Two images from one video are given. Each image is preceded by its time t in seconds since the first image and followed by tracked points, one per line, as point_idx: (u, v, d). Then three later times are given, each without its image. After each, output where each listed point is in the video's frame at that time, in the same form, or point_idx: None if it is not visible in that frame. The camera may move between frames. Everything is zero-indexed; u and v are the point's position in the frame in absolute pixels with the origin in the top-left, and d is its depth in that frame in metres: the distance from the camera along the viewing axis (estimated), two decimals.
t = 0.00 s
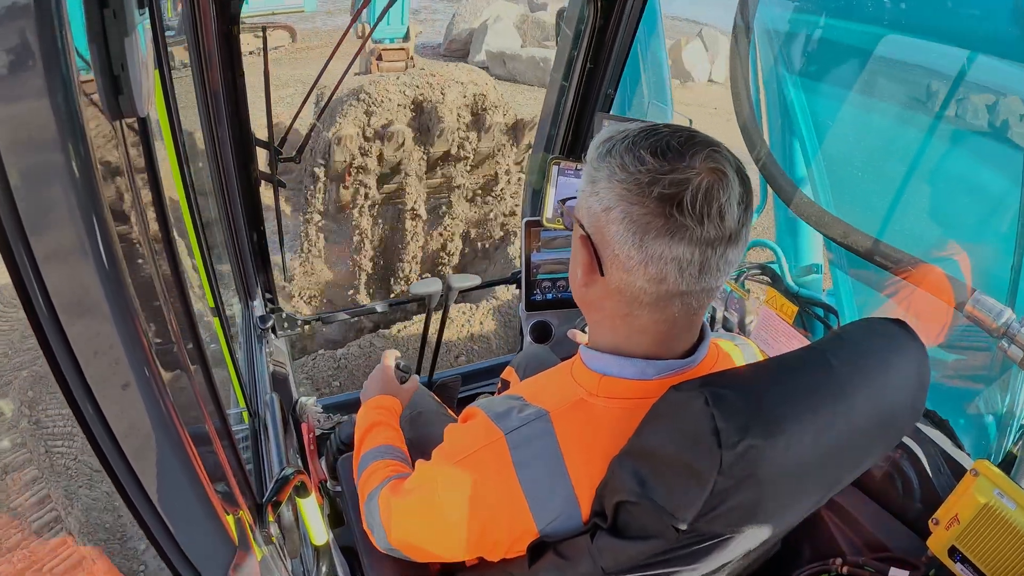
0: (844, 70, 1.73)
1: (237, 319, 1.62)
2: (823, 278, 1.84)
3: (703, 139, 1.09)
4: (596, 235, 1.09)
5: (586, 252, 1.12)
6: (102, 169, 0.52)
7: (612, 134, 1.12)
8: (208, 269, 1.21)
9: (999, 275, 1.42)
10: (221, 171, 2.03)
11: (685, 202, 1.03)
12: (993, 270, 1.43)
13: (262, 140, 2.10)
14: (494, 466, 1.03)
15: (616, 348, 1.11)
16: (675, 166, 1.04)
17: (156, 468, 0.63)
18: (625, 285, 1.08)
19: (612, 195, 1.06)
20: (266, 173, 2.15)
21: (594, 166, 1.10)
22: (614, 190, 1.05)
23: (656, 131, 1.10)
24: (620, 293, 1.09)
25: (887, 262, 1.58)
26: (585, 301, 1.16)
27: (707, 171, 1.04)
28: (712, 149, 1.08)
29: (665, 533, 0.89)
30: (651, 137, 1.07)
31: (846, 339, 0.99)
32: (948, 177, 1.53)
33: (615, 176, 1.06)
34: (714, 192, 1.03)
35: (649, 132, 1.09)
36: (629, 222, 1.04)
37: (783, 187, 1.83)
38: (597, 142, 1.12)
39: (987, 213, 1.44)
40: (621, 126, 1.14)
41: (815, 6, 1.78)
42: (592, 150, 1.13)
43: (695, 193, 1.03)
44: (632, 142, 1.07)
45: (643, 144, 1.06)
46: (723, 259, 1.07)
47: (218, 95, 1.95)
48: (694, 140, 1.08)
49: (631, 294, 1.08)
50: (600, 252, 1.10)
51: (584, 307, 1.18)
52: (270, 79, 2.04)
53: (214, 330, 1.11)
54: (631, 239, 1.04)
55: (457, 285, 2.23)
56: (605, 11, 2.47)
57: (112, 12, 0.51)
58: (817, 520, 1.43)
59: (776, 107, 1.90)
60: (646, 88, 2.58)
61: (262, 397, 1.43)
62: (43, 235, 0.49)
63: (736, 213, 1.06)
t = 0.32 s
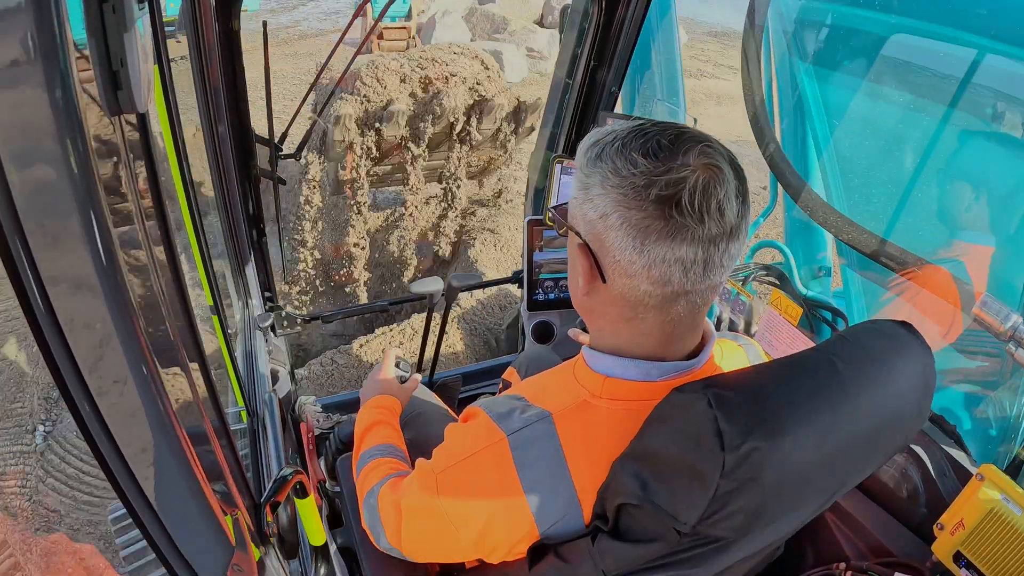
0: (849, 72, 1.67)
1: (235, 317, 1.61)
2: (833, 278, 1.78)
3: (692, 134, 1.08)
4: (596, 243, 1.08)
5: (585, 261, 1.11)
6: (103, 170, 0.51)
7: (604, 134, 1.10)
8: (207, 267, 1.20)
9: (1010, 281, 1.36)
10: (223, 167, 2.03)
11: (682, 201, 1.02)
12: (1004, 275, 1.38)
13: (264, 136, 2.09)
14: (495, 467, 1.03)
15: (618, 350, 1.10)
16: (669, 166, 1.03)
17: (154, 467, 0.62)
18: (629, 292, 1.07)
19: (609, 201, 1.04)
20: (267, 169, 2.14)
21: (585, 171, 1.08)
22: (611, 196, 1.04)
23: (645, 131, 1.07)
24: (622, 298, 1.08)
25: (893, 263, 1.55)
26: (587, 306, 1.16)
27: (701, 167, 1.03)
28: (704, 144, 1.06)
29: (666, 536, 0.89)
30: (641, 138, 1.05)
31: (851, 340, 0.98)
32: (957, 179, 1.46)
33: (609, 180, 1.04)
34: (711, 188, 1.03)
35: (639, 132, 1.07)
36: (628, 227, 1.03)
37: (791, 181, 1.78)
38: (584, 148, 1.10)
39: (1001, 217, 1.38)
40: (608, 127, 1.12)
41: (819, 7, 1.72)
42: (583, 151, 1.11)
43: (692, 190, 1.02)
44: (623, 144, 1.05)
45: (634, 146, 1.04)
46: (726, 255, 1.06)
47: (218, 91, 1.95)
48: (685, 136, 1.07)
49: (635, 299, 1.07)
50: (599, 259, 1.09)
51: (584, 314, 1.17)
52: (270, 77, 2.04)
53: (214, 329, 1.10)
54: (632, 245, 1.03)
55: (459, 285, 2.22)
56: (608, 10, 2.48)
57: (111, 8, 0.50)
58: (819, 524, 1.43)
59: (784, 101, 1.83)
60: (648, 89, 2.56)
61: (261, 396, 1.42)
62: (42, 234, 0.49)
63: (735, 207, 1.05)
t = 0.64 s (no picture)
0: (854, 70, 1.66)
1: (233, 317, 1.60)
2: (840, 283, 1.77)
3: (696, 132, 1.07)
4: (596, 239, 1.08)
5: (585, 256, 1.10)
6: (98, 167, 0.51)
7: (608, 129, 1.09)
8: (204, 264, 1.20)
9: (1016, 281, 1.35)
10: (222, 164, 2.02)
11: (685, 198, 1.01)
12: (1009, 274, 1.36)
13: (263, 133, 2.08)
14: (490, 469, 1.03)
15: (617, 350, 1.09)
16: (672, 162, 1.02)
17: (149, 468, 0.61)
18: (628, 288, 1.06)
19: (610, 195, 1.03)
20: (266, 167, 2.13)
21: (588, 166, 1.07)
22: (613, 190, 1.03)
23: (649, 127, 1.07)
24: (623, 297, 1.07)
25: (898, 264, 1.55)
26: (586, 303, 1.15)
27: (704, 164, 1.03)
28: (708, 141, 1.06)
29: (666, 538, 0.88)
30: (645, 134, 1.05)
31: (854, 341, 0.97)
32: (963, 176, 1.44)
33: (611, 174, 1.04)
34: (713, 186, 1.02)
35: (643, 128, 1.06)
36: (629, 224, 1.02)
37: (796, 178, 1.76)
38: (589, 143, 1.09)
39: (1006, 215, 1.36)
40: (612, 123, 1.11)
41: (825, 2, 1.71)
42: (587, 145, 1.11)
43: (694, 187, 1.01)
44: (627, 139, 1.05)
45: (637, 141, 1.04)
46: (727, 253, 1.05)
47: (217, 87, 1.94)
48: (689, 134, 1.06)
49: (635, 297, 1.06)
50: (600, 256, 1.08)
51: (584, 313, 1.16)
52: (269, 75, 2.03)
53: (212, 327, 1.10)
54: (633, 240, 1.02)
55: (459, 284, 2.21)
56: (610, 8, 2.47)
57: (109, 3, 0.49)
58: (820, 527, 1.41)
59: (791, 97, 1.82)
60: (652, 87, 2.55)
61: (258, 396, 1.41)
62: (36, 232, 0.48)
63: (738, 205, 1.04)
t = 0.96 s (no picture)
0: (862, 69, 1.65)
1: (233, 317, 1.59)
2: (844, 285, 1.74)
3: (711, 139, 1.06)
4: (600, 240, 1.07)
5: (589, 255, 1.10)
6: (98, 164, 0.51)
7: (622, 128, 1.08)
8: (205, 266, 1.19)
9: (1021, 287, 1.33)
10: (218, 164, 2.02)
11: (694, 208, 1.00)
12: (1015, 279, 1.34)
13: (263, 132, 2.07)
14: (490, 470, 1.02)
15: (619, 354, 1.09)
16: (684, 170, 1.00)
17: (148, 469, 0.61)
18: (631, 292, 1.05)
19: (618, 199, 1.02)
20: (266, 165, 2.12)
21: (598, 166, 1.06)
22: (621, 194, 1.02)
23: (665, 130, 1.05)
24: (625, 301, 1.07)
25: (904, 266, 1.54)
26: (589, 306, 1.15)
27: (717, 174, 1.01)
28: (723, 151, 1.04)
29: (670, 542, 0.86)
30: (659, 138, 1.03)
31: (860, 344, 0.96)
32: (972, 179, 1.43)
33: (621, 178, 1.02)
34: (724, 199, 1.00)
35: (658, 131, 1.05)
36: (636, 229, 1.01)
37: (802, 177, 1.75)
38: (600, 141, 1.09)
39: (1014, 219, 1.35)
40: (625, 122, 1.10)
41: None
42: (599, 144, 1.10)
43: (705, 198, 0.99)
44: (640, 142, 1.03)
45: (650, 145, 1.02)
46: (734, 265, 1.04)
47: (217, 86, 1.94)
48: (705, 141, 1.04)
49: (636, 302, 1.05)
50: (605, 257, 1.07)
51: (587, 314, 1.16)
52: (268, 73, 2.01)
53: (212, 329, 1.09)
54: (638, 246, 1.01)
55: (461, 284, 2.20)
56: (614, 7, 2.46)
57: None
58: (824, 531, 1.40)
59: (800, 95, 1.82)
60: (656, 87, 2.53)
61: (259, 397, 1.40)
62: (40, 230, 0.48)
63: (748, 218, 1.03)
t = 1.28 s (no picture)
0: (871, 70, 1.65)
1: (236, 318, 1.59)
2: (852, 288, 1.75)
3: (725, 153, 1.02)
4: (603, 246, 1.07)
5: (592, 260, 1.11)
6: (99, 164, 0.50)
7: (632, 132, 1.07)
8: (207, 268, 1.18)
9: None
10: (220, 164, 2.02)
11: (695, 230, 0.98)
12: None
13: (267, 130, 2.06)
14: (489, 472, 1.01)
15: (620, 358, 1.08)
16: (690, 188, 0.99)
17: (147, 471, 0.60)
18: (629, 302, 1.05)
19: (621, 209, 1.02)
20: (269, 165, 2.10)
21: (606, 172, 1.05)
22: (624, 205, 1.01)
23: (677, 138, 1.03)
24: (623, 309, 1.07)
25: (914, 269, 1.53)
26: (594, 311, 1.14)
27: (725, 193, 0.99)
28: (736, 169, 1.01)
29: (674, 548, 0.85)
30: (669, 148, 1.01)
31: (867, 346, 0.95)
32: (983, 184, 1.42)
33: (625, 188, 1.01)
34: (727, 222, 0.98)
35: (669, 139, 1.02)
36: (635, 242, 1.01)
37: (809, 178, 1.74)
38: (613, 142, 1.08)
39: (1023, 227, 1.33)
40: (637, 124, 1.09)
41: None
42: (608, 148, 1.09)
43: (707, 220, 0.98)
44: (649, 151, 1.02)
45: (658, 155, 1.01)
46: (734, 286, 1.03)
47: (219, 84, 1.93)
48: (718, 155, 1.02)
49: (634, 313, 1.05)
50: (606, 264, 1.08)
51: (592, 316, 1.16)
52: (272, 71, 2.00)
53: (214, 330, 1.08)
54: (636, 260, 1.01)
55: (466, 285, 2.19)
56: (621, 6, 2.45)
57: None
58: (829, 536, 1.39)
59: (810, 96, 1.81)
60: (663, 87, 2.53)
61: (260, 398, 1.40)
62: (40, 230, 0.47)
63: (752, 239, 1.01)
